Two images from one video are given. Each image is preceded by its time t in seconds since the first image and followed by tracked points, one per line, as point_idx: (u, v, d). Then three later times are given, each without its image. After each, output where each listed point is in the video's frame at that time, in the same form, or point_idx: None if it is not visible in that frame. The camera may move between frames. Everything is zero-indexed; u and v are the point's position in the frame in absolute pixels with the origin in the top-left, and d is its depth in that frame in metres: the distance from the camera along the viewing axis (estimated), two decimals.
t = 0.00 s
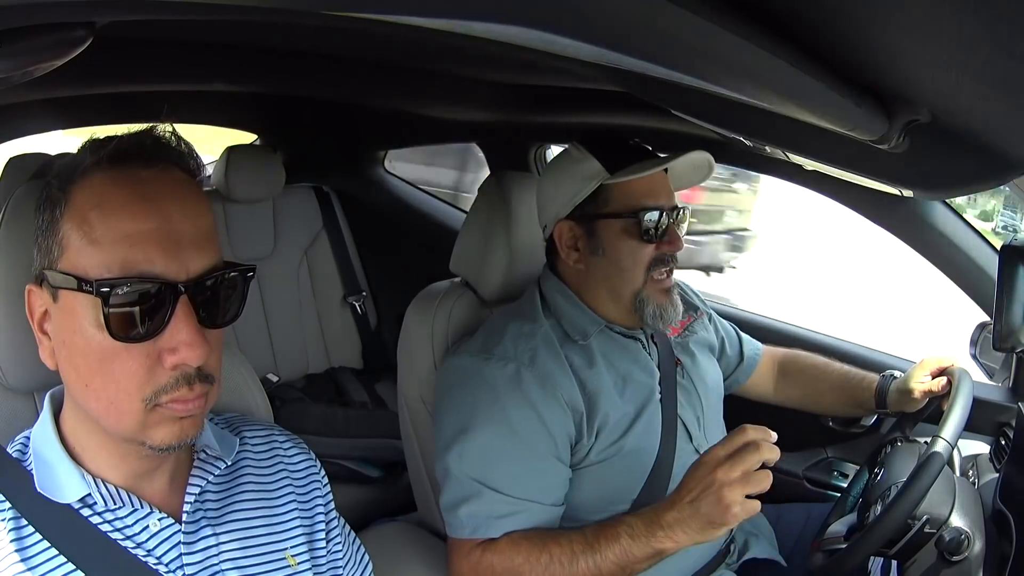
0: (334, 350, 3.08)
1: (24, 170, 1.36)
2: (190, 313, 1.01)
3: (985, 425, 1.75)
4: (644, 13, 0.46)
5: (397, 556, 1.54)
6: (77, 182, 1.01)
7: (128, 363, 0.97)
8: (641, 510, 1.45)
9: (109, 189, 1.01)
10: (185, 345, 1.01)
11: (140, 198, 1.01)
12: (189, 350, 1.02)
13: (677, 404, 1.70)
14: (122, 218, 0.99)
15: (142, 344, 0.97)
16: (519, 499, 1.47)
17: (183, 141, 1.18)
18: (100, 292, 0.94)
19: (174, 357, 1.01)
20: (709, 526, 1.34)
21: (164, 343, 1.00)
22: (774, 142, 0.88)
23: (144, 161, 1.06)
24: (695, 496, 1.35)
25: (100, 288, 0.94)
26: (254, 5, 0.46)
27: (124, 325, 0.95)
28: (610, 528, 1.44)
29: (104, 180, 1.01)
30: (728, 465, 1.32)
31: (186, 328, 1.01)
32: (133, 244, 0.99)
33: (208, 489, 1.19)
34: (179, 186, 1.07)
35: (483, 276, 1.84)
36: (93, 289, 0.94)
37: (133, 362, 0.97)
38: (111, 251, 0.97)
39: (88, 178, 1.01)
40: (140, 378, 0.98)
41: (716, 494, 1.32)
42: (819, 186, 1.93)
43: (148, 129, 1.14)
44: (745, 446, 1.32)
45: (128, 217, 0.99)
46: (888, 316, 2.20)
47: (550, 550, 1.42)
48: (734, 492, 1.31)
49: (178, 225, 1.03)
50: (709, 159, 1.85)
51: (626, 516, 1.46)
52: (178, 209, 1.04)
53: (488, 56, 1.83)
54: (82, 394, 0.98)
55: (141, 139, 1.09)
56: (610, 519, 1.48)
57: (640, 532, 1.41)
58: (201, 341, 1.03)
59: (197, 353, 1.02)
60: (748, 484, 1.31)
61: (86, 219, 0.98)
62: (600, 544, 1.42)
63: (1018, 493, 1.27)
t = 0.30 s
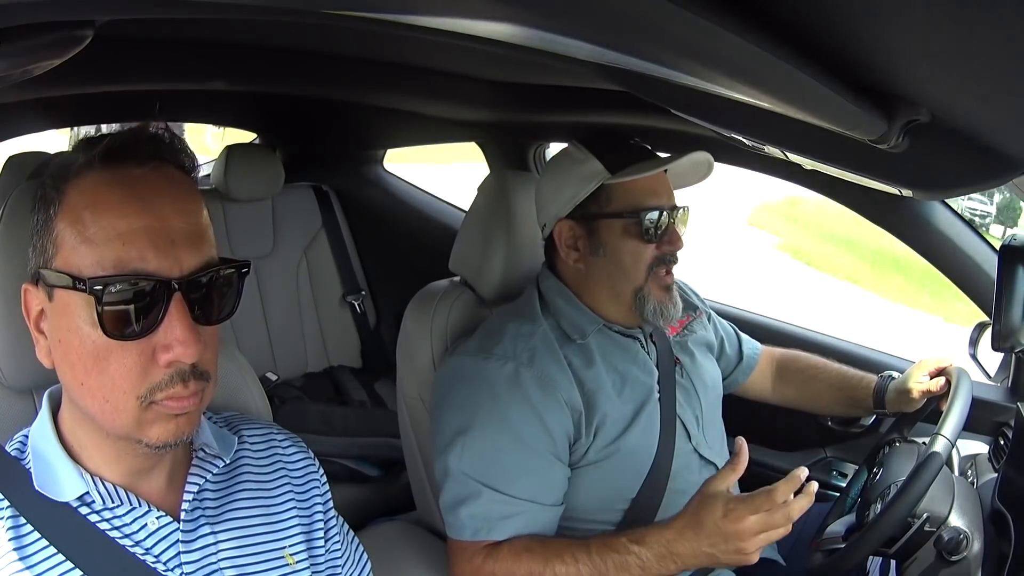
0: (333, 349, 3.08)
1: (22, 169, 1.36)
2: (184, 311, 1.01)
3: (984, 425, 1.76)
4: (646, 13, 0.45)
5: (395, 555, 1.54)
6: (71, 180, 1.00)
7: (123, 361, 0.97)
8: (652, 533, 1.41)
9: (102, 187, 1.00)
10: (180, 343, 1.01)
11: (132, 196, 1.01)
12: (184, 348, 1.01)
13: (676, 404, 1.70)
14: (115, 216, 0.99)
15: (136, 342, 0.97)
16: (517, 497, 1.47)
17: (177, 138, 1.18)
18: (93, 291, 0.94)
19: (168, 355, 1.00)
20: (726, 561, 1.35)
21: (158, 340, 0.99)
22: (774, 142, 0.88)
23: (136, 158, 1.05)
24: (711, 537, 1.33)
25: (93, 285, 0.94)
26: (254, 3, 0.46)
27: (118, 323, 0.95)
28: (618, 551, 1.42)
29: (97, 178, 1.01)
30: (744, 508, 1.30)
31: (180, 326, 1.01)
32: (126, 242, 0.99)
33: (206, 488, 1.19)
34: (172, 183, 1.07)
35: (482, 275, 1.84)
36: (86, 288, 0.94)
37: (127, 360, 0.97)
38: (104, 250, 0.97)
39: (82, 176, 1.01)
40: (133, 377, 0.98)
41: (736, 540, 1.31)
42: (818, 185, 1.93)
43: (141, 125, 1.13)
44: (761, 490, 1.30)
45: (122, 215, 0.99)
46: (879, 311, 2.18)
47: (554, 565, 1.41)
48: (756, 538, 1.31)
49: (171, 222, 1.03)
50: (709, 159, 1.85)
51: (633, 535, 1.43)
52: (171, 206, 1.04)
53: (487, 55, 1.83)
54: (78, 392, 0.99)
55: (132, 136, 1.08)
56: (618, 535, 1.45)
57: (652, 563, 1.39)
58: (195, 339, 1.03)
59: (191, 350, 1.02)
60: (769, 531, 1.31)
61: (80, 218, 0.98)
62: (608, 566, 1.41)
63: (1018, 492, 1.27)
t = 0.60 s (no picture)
0: (333, 347, 3.08)
1: (21, 168, 1.35)
2: (178, 312, 1.01)
3: (984, 423, 1.76)
4: (642, 10, 0.45)
5: (395, 554, 1.54)
6: (63, 181, 1.00)
7: (117, 362, 0.97)
8: (654, 536, 1.42)
9: (93, 188, 1.00)
10: (174, 344, 1.01)
11: (125, 196, 1.01)
12: (178, 349, 1.01)
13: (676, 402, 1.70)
14: (108, 217, 0.98)
15: (131, 343, 0.97)
16: (515, 496, 1.47)
17: (170, 136, 1.18)
18: (86, 292, 0.94)
19: (163, 356, 1.00)
20: (728, 564, 1.37)
21: (152, 342, 0.99)
22: (774, 140, 0.87)
23: (129, 158, 1.05)
24: (715, 539, 1.36)
25: (85, 288, 0.94)
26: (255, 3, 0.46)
27: (112, 323, 0.95)
28: (622, 553, 1.42)
29: (90, 179, 1.01)
30: (750, 510, 1.33)
31: (174, 327, 1.01)
32: (120, 243, 0.98)
33: (205, 488, 1.19)
34: (164, 183, 1.06)
35: (482, 273, 1.84)
36: (80, 290, 0.95)
37: (122, 361, 0.97)
38: (97, 252, 0.97)
39: (74, 177, 1.00)
40: (129, 377, 0.98)
41: (741, 543, 1.33)
42: (817, 184, 1.93)
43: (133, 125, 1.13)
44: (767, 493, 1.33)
45: (114, 216, 0.99)
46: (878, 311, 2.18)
47: (558, 564, 1.41)
48: (762, 542, 1.33)
49: (164, 222, 1.03)
50: (702, 152, 1.86)
51: (637, 537, 1.44)
52: (163, 206, 1.04)
53: (485, 53, 1.83)
54: (74, 393, 0.99)
55: (124, 135, 1.08)
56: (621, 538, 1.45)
57: (655, 564, 1.40)
58: (190, 340, 1.02)
59: (186, 351, 1.02)
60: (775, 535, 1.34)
61: (73, 219, 0.98)
62: (612, 566, 1.42)
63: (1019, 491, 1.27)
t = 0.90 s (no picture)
0: (332, 348, 3.07)
1: (20, 169, 1.35)
2: (164, 309, 1.01)
3: (984, 422, 1.76)
4: (642, 10, 0.45)
5: (395, 554, 1.54)
6: (50, 182, 1.00)
7: (106, 360, 0.97)
8: (652, 536, 1.41)
9: (78, 187, 1.00)
10: (161, 341, 1.00)
11: (110, 195, 1.01)
12: (165, 345, 1.01)
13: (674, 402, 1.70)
14: (93, 216, 0.99)
15: (119, 341, 0.97)
16: (512, 496, 1.47)
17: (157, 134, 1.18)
18: (71, 292, 0.94)
19: (151, 353, 1.00)
20: (726, 563, 1.34)
21: (140, 339, 0.99)
22: (774, 141, 0.88)
23: (115, 157, 1.05)
24: (713, 540, 1.33)
25: (71, 288, 0.94)
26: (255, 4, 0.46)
27: (100, 322, 0.95)
28: (620, 553, 1.42)
29: (75, 179, 1.01)
30: (746, 506, 1.30)
31: (161, 324, 1.00)
32: (106, 242, 0.98)
33: (203, 489, 1.18)
34: (149, 180, 1.06)
35: (480, 274, 1.84)
36: (65, 289, 0.94)
37: (112, 361, 0.97)
38: (85, 251, 0.97)
39: (60, 177, 1.01)
40: (117, 376, 0.98)
41: (740, 541, 1.30)
42: (817, 183, 1.93)
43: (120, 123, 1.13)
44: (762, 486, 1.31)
45: (99, 215, 0.99)
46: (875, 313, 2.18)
47: (555, 564, 1.41)
48: (761, 538, 1.30)
49: (150, 221, 1.03)
50: (700, 153, 1.85)
51: (635, 537, 1.43)
52: (149, 203, 1.04)
53: (483, 53, 1.83)
54: (65, 393, 0.99)
55: (109, 134, 1.08)
56: (620, 538, 1.45)
57: (653, 563, 1.39)
58: (178, 336, 1.02)
59: (173, 347, 1.01)
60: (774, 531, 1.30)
61: (59, 219, 0.98)
62: (610, 567, 1.41)
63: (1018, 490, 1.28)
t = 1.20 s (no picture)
0: (333, 349, 3.07)
1: (22, 170, 1.35)
2: (178, 318, 1.01)
3: (984, 425, 1.76)
4: (644, 11, 0.45)
5: (396, 556, 1.54)
6: (61, 186, 1.00)
7: (118, 368, 0.97)
8: (646, 522, 1.40)
9: (91, 192, 1.00)
10: (174, 351, 1.00)
11: (122, 200, 1.01)
12: (178, 355, 1.01)
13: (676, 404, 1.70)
14: (106, 222, 0.99)
15: (132, 348, 0.97)
16: (517, 498, 1.47)
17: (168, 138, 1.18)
18: (83, 299, 0.94)
19: (163, 362, 1.00)
20: (719, 548, 1.33)
21: (153, 347, 0.99)
22: (774, 143, 0.88)
23: (126, 161, 1.05)
24: (704, 523, 1.31)
25: (83, 296, 0.94)
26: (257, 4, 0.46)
27: (110, 329, 0.95)
28: (617, 541, 1.42)
29: (88, 183, 1.01)
30: (736, 487, 1.29)
31: (174, 334, 1.00)
32: (117, 248, 0.98)
33: (206, 491, 1.19)
34: (160, 184, 1.06)
35: (481, 274, 1.83)
36: (79, 298, 0.94)
37: (123, 369, 0.97)
38: (97, 258, 0.97)
39: (72, 181, 1.00)
40: (130, 384, 0.98)
41: (730, 525, 1.29)
42: (817, 186, 1.93)
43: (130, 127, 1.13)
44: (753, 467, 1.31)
45: (112, 221, 0.99)
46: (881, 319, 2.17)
47: (554, 557, 1.41)
48: (751, 521, 1.29)
49: (162, 227, 1.03)
50: (708, 160, 1.85)
51: (631, 525, 1.43)
52: (161, 210, 1.04)
53: (486, 55, 1.83)
54: (74, 399, 0.99)
55: (120, 138, 1.08)
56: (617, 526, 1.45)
57: (650, 549, 1.39)
58: (190, 345, 1.02)
59: (186, 357, 1.02)
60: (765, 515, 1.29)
61: (71, 224, 0.98)
62: (607, 556, 1.41)
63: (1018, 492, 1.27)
